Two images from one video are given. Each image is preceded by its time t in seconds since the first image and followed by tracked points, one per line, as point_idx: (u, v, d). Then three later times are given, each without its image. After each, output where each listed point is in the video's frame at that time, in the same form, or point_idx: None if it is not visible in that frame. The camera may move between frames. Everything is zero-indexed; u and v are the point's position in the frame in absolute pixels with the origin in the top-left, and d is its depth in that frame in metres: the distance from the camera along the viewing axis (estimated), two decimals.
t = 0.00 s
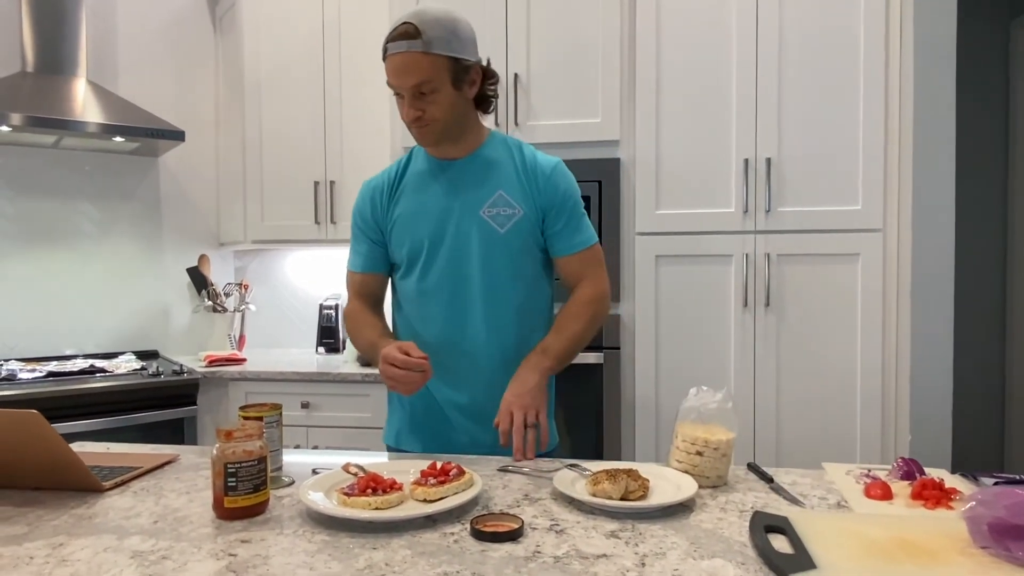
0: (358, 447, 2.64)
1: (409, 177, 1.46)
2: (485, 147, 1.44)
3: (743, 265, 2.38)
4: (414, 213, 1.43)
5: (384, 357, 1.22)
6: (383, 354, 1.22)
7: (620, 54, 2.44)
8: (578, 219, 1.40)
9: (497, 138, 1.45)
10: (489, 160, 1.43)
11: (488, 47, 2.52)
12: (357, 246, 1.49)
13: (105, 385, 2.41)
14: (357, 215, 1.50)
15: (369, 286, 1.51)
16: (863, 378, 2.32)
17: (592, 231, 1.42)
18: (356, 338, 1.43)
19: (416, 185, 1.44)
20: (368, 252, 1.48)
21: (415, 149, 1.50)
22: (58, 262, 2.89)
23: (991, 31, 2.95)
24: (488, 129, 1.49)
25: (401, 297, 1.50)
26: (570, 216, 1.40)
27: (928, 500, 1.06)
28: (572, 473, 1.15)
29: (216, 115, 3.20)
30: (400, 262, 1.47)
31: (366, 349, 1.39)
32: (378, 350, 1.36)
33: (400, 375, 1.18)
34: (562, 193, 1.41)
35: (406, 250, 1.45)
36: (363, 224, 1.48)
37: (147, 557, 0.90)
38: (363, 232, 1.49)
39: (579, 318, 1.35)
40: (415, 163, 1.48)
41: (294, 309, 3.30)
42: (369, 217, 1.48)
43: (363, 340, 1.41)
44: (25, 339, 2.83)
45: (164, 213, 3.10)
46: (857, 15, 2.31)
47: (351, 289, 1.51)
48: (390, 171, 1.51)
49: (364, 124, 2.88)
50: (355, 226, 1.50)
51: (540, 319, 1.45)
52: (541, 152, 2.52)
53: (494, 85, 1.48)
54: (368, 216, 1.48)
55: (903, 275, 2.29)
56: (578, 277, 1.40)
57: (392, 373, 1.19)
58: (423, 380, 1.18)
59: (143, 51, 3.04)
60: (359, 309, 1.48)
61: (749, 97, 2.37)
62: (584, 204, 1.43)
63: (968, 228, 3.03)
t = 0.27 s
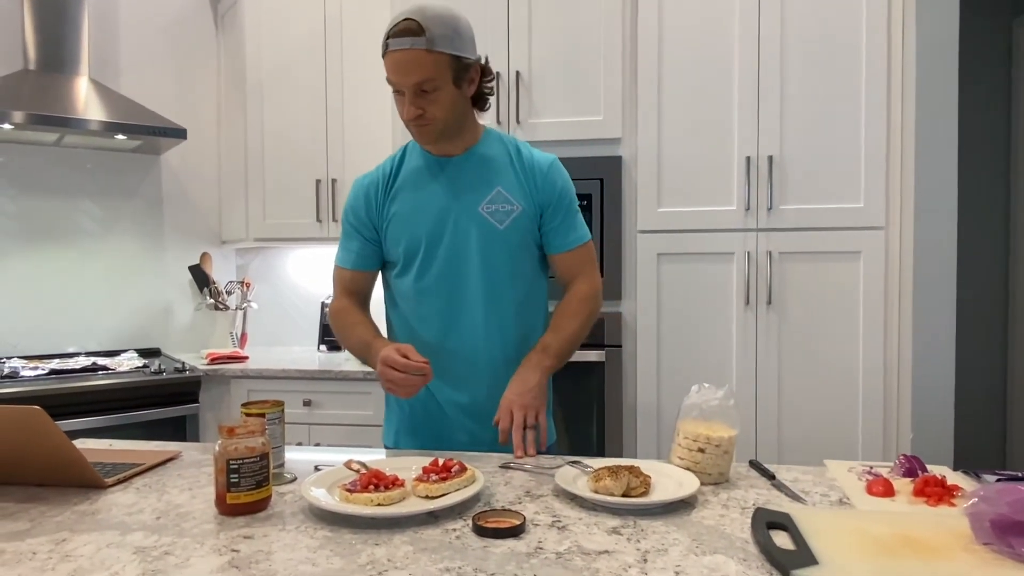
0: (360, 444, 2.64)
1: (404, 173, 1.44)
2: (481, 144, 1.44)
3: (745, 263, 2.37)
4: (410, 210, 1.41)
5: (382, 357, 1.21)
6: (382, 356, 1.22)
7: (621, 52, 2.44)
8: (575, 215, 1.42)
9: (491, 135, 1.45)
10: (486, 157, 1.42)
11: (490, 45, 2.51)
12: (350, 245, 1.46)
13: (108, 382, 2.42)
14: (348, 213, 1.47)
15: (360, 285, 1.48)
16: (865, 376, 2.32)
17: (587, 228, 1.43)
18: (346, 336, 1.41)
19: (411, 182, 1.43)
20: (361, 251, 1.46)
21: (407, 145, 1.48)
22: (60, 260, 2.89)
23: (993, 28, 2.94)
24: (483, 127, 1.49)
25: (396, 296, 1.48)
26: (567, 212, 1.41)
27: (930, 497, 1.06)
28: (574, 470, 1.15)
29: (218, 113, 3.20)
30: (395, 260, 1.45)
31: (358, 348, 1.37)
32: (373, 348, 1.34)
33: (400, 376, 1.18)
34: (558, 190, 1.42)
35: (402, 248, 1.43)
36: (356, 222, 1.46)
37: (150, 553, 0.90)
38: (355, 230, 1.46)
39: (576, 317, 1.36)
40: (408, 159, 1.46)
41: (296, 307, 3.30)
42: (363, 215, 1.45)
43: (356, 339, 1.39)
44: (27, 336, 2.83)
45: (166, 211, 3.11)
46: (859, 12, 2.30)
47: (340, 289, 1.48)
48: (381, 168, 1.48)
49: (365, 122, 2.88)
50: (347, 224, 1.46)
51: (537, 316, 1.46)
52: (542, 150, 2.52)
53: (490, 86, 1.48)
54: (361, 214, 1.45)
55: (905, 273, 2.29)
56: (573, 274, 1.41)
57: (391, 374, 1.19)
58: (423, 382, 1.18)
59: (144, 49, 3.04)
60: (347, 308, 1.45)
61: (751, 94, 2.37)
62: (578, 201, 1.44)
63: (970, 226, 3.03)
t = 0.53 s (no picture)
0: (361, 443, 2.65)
1: (405, 172, 1.44)
2: (482, 143, 1.44)
3: (747, 262, 2.37)
4: (413, 209, 1.42)
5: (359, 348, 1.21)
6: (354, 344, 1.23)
7: (622, 51, 2.44)
8: (576, 214, 1.42)
9: (492, 134, 1.46)
10: (488, 155, 1.43)
11: (490, 45, 2.52)
12: (350, 244, 1.46)
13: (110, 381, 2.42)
14: (348, 212, 1.46)
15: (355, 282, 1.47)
16: (866, 375, 2.32)
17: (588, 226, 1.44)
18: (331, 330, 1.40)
19: (413, 181, 1.43)
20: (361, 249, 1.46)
21: (407, 145, 1.48)
22: (62, 259, 2.90)
23: (995, 27, 2.93)
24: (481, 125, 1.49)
25: (398, 294, 1.48)
26: (568, 211, 1.42)
27: (932, 496, 1.06)
28: (575, 469, 1.15)
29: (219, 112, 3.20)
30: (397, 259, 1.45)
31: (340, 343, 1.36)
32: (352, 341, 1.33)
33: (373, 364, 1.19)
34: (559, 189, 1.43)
35: (404, 246, 1.43)
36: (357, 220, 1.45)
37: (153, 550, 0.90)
38: (355, 228, 1.46)
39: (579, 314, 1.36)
40: (408, 158, 1.46)
41: (297, 306, 3.31)
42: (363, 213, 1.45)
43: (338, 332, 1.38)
44: (29, 335, 2.83)
45: (167, 210, 3.11)
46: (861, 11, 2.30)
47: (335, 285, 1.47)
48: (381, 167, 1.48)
49: (366, 121, 2.88)
50: (347, 223, 1.46)
51: (539, 314, 1.46)
52: (543, 149, 2.52)
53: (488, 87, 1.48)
54: (361, 212, 1.45)
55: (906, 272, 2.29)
56: (574, 272, 1.42)
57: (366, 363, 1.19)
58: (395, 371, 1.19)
59: (146, 49, 3.04)
60: (341, 304, 1.44)
61: (752, 94, 2.37)
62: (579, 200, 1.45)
63: (971, 226, 3.03)
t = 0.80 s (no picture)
0: (361, 442, 2.65)
1: (407, 171, 1.41)
2: (486, 142, 1.43)
3: (747, 262, 2.38)
4: (418, 208, 1.38)
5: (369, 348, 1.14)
6: (355, 345, 1.17)
7: (623, 51, 2.44)
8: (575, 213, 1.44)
9: (495, 134, 1.45)
10: (492, 154, 1.41)
11: (490, 45, 2.52)
12: (351, 244, 1.41)
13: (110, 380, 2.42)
14: (348, 212, 1.42)
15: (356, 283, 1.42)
16: (865, 375, 2.33)
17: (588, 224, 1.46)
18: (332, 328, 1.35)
19: (418, 179, 1.40)
20: (363, 249, 1.41)
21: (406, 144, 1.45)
22: (62, 259, 2.90)
23: (995, 26, 2.93)
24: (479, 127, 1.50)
25: (400, 296, 1.44)
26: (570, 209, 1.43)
27: (932, 496, 1.06)
28: (576, 468, 1.16)
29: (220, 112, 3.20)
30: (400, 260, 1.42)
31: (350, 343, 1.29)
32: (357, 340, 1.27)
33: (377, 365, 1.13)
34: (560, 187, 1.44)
35: (409, 247, 1.39)
36: (358, 220, 1.41)
37: (154, 549, 0.91)
38: (356, 228, 1.41)
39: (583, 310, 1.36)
40: (410, 157, 1.43)
41: (297, 306, 3.31)
42: (364, 213, 1.41)
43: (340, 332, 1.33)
44: (29, 335, 2.84)
45: (168, 210, 3.11)
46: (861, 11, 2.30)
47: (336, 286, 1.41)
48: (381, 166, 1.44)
49: (366, 121, 2.88)
50: (347, 223, 1.41)
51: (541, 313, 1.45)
52: (544, 149, 2.52)
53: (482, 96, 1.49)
54: (363, 212, 1.41)
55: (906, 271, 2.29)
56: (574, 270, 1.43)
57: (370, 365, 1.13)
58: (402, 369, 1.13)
59: (146, 49, 3.04)
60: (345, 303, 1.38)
61: (752, 94, 2.37)
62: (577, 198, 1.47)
63: (970, 226, 3.03)
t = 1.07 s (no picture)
0: (361, 442, 2.65)
1: (429, 172, 1.37)
2: (511, 142, 1.39)
3: (746, 262, 2.38)
4: (443, 208, 1.34)
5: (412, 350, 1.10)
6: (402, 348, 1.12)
7: (623, 51, 2.44)
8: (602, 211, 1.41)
9: (519, 135, 1.41)
10: (516, 154, 1.38)
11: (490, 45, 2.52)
12: (371, 248, 1.35)
13: (109, 380, 2.42)
14: (368, 214, 1.36)
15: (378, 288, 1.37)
16: (865, 375, 2.33)
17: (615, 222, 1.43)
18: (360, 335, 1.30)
19: (441, 178, 1.35)
20: (384, 253, 1.35)
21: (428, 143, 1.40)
22: (62, 259, 2.90)
23: (994, 25, 2.93)
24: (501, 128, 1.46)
25: (421, 301, 1.39)
26: (595, 208, 1.41)
27: (930, 496, 1.06)
28: (575, 468, 1.16)
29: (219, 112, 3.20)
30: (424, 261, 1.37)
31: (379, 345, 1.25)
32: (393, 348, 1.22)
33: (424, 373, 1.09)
34: (586, 186, 1.41)
35: (433, 248, 1.35)
36: (379, 224, 1.35)
37: (154, 549, 0.91)
38: (376, 232, 1.35)
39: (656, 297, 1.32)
40: (431, 158, 1.38)
41: (297, 306, 3.31)
42: (385, 216, 1.35)
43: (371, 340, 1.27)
44: (29, 334, 2.84)
45: (168, 210, 3.11)
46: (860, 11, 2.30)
47: (360, 292, 1.37)
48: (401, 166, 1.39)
49: (366, 120, 2.88)
50: (366, 227, 1.36)
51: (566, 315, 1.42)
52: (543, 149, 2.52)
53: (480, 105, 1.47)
54: (384, 213, 1.35)
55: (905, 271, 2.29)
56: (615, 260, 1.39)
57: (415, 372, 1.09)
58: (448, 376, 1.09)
59: (146, 48, 3.05)
60: (369, 310, 1.33)
61: (752, 93, 2.37)
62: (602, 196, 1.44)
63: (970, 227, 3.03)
